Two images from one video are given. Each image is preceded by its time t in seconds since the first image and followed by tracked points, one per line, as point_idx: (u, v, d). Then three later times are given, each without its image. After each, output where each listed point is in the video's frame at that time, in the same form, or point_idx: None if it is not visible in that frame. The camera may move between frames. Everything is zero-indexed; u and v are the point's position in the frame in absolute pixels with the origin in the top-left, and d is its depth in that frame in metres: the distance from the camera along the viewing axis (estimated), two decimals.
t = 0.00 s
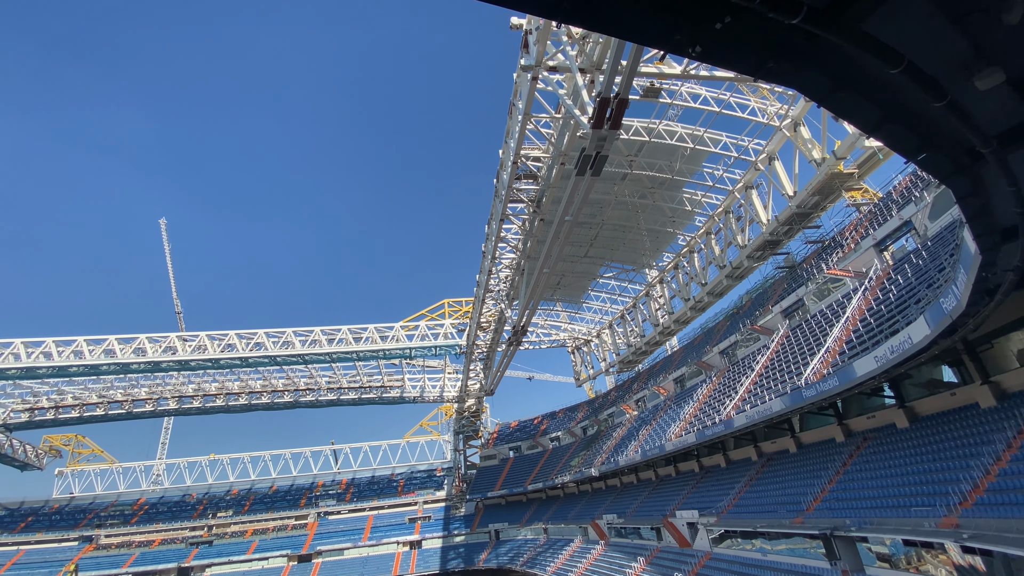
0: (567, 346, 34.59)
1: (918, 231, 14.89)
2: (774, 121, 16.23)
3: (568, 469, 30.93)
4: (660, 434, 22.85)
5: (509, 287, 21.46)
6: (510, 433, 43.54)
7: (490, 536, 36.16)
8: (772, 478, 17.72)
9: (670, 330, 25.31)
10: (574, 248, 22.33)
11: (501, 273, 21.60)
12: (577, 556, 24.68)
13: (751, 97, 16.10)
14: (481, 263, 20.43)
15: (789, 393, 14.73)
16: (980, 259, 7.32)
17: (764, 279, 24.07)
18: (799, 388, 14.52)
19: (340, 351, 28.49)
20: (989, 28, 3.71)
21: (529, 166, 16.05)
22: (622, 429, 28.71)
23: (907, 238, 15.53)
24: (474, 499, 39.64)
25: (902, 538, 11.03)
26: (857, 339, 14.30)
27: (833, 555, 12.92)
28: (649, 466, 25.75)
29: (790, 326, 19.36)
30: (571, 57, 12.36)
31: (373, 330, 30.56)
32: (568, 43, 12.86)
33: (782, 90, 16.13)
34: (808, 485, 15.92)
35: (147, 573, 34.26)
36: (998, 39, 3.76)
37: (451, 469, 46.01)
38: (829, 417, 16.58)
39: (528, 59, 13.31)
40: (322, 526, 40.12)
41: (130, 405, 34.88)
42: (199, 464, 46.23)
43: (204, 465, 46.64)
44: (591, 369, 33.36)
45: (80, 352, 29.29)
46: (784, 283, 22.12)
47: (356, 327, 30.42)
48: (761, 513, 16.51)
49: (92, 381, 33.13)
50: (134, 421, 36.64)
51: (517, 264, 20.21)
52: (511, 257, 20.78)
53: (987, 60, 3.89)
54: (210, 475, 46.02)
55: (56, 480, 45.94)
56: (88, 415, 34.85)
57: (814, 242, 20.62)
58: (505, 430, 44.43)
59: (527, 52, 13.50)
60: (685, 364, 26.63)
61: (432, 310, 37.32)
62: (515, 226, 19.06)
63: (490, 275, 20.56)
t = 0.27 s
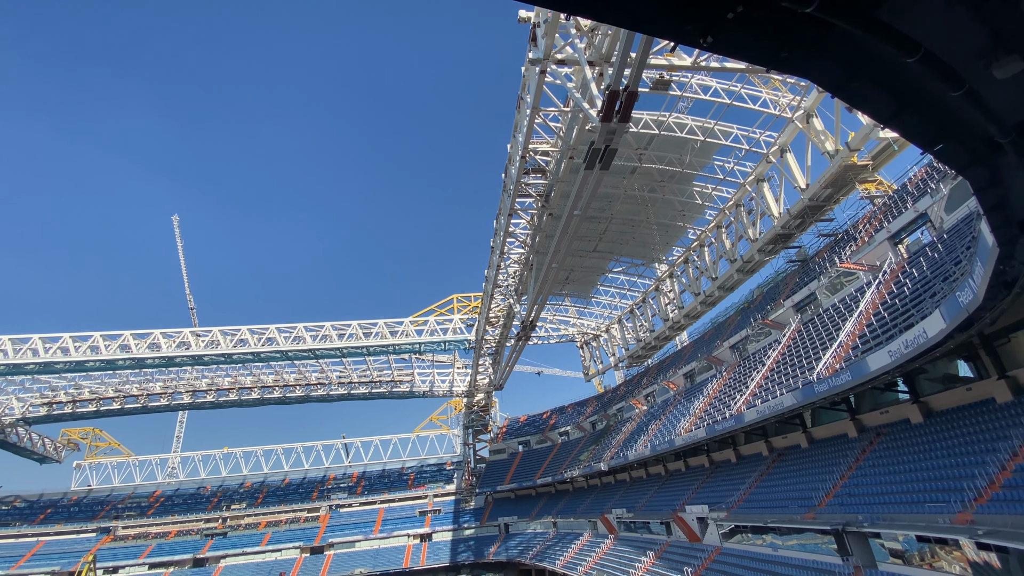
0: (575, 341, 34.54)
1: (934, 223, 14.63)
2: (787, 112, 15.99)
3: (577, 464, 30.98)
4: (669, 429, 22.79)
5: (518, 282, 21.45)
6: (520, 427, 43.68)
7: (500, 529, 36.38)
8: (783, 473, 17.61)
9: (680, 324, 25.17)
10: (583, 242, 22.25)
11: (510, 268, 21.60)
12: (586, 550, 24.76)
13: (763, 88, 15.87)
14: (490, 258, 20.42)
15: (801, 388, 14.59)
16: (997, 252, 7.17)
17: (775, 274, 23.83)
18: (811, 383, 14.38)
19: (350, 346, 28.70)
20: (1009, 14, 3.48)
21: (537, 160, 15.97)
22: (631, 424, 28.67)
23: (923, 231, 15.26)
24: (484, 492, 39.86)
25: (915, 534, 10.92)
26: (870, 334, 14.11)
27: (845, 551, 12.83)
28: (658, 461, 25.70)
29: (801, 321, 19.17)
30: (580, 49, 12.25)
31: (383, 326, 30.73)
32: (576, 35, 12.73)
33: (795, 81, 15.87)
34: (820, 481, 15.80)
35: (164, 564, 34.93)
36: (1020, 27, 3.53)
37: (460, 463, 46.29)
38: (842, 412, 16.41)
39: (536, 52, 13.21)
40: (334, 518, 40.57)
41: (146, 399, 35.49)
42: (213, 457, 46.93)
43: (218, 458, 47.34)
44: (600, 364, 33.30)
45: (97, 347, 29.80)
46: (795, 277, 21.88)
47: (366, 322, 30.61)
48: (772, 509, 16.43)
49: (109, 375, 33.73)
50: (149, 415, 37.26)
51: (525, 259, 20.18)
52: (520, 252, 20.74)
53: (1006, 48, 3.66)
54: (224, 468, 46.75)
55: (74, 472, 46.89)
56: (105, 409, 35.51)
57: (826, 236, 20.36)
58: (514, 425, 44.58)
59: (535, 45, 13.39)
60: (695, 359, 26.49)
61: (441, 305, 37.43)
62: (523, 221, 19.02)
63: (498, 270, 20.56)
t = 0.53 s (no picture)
0: (585, 336, 34.49)
1: (952, 216, 14.35)
2: (800, 104, 15.74)
3: (587, 459, 30.99)
4: (680, 425, 22.70)
5: (527, 277, 21.43)
6: (530, 422, 43.78)
7: (510, 524, 36.56)
8: (795, 469, 17.47)
9: (691, 320, 25.01)
10: (593, 237, 22.15)
11: (519, 264, 21.58)
12: (597, 545, 24.81)
13: (775, 79, 15.64)
14: (499, 253, 20.42)
15: (814, 384, 14.43)
16: (1019, 244, 6.99)
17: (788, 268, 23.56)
18: (824, 378, 14.22)
19: (361, 342, 28.91)
20: None
21: (546, 155, 15.89)
22: (642, 420, 28.59)
23: (940, 224, 14.97)
24: (494, 487, 40.04)
25: (930, 531, 10.78)
26: (885, 328, 13.90)
27: (859, 548, 12.71)
28: (669, 456, 25.62)
29: (815, 315, 18.95)
30: (589, 42, 12.12)
31: (393, 321, 30.88)
32: (585, 28, 12.60)
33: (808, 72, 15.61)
34: (834, 477, 15.65)
35: (181, 555, 35.57)
36: None
37: (470, 458, 46.54)
38: (856, 408, 16.22)
39: (545, 46, 13.11)
40: (346, 511, 40.99)
41: (162, 394, 36.06)
42: (227, 451, 47.66)
43: (232, 452, 48.05)
44: (610, 360, 33.22)
45: (114, 343, 30.32)
46: (808, 271, 21.62)
47: (377, 318, 30.78)
48: (785, 505, 16.31)
49: (126, 370, 34.34)
50: (165, 410, 37.90)
51: (535, 255, 20.15)
52: (529, 248, 20.71)
53: None
54: (238, 462, 47.50)
55: (93, 466, 47.87)
56: (122, 403, 36.19)
57: (840, 229, 20.07)
58: (524, 420, 44.69)
59: (544, 39, 13.30)
60: (706, 354, 26.32)
61: (451, 301, 37.52)
62: (533, 216, 18.95)
63: (508, 266, 20.55)
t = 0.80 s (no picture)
0: (596, 332, 34.38)
1: (972, 209, 14.03)
2: (815, 95, 15.46)
3: (598, 455, 30.96)
4: (692, 421, 22.56)
5: (538, 273, 21.38)
6: (541, 418, 43.81)
7: (522, 519, 36.68)
8: (810, 466, 17.27)
9: (703, 315, 24.80)
10: (603, 233, 22.03)
11: (530, 259, 21.54)
12: (608, 540, 24.81)
13: (789, 71, 15.37)
14: (509, 249, 20.38)
15: (829, 380, 14.23)
16: None
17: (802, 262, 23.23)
18: (839, 374, 14.02)
19: (373, 338, 29.14)
20: None
21: (557, 150, 15.81)
22: (653, 416, 28.46)
23: (960, 217, 14.64)
24: (506, 482, 40.18)
25: (948, 529, 10.60)
26: (903, 323, 13.65)
27: (875, 545, 12.54)
28: (681, 452, 25.49)
29: (830, 311, 18.68)
30: (599, 36, 12.01)
31: (405, 318, 31.03)
32: (596, 22, 12.49)
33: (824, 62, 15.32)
34: (849, 474, 15.45)
35: (199, 547, 36.21)
36: None
37: (482, 453, 46.75)
38: (872, 404, 15.97)
39: (555, 40, 13.01)
40: (359, 505, 41.42)
41: (179, 390, 36.68)
42: (243, 446, 48.40)
43: (248, 447, 48.79)
44: (621, 356, 33.09)
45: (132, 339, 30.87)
46: (823, 265, 21.30)
47: (388, 314, 30.94)
48: (799, 502, 16.15)
49: (144, 366, 34.96)
50: (182, 405, 38.57)
51: (545, 251, 20.08)
52: (540, 244, 20.67)
53: None
54: (254, 456, 48.25)
55: (113, 460, 48.92)
56: (141, 398, 36.90)
57: (856, 223, 19.74)
58: (535, 416, 44.74)
59: (553, 33, 13.20)
60: (719, 350, 26.09)
61: (462, 297, 37.60)
62: (543, 212, 18.89)
63: (518, 262, 20.52)
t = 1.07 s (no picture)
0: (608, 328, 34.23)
1: (996, 200, 13.65)
2: (832, 86, 15.16)
3: (611, 451, 30.89)
4: (707, 418, 22.37)
5: (549, 270, 21.34)
6: (553, 415, 43.82)
7: (535, 515, 36.78)
8: (827, 463, 17.04)
9: (717, 311, 24.56)
10: (616, 228, 21.89)
11: (541, 256, 21.50)
12: (622, 537, 24.76)
13: (806, 62, 15.09)
14: (520, 246, 20.36)
15: (847, 376, 13.99)
16: None
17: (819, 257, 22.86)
18: (857, 370, 13.78)
19: (386, 335, 29.36)
20: None
21: (568, 146, 15.73)
22: (667, 412, 28.29)
23: (983, 209, 14.26)
24: (519, 478, 40.28)
25: (971, 527, 10.38)
26: (923, 318, 13.36)
27: (895, 544, 12.33)
28: (695, 449, 25.32)
29: (848, 305, 18.35)
30: (611, 29, 11.89)
31: (417, 315, 31.21)
32: (607, 15, 12.36)
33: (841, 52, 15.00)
34: (867, 472, 15.20)
35: (218, 541, 36.92)
36: None
37: (494, 449, 46.93)
38: (891, 400, 15.68)
39: (566, 35, 12.92)
40: (374, 501, 41.84)
41: (197, 386, 37.36)
42: (260, 441, 49.21)
43: (265, 442, 49.60)
44: (634, 352, 32.91)
45: (151, 337, 31.51)
46: (841, 260, 20.93)
47: (401, 311, 31.12)
48: (816, 499, 15.95)
49: (163, 363, 35.64)
50: (201, 401, 39.29)
51: (556, 247, 20.03)
52: (551, 240, 20.60)
53: None
54: (271, 451, 49.06)
55: (135, 455, 50.06)
56: (161, 395, 37.68)
57: (875, 216, 19.36)
58: (547, 412, 44.77)
59: (564, 28, 13.12)
60: (733, 346, 25.81)
61: (474, 294, 37.67)
62: (554, 208, 18.83)
63: (530, 259, 20.49)
